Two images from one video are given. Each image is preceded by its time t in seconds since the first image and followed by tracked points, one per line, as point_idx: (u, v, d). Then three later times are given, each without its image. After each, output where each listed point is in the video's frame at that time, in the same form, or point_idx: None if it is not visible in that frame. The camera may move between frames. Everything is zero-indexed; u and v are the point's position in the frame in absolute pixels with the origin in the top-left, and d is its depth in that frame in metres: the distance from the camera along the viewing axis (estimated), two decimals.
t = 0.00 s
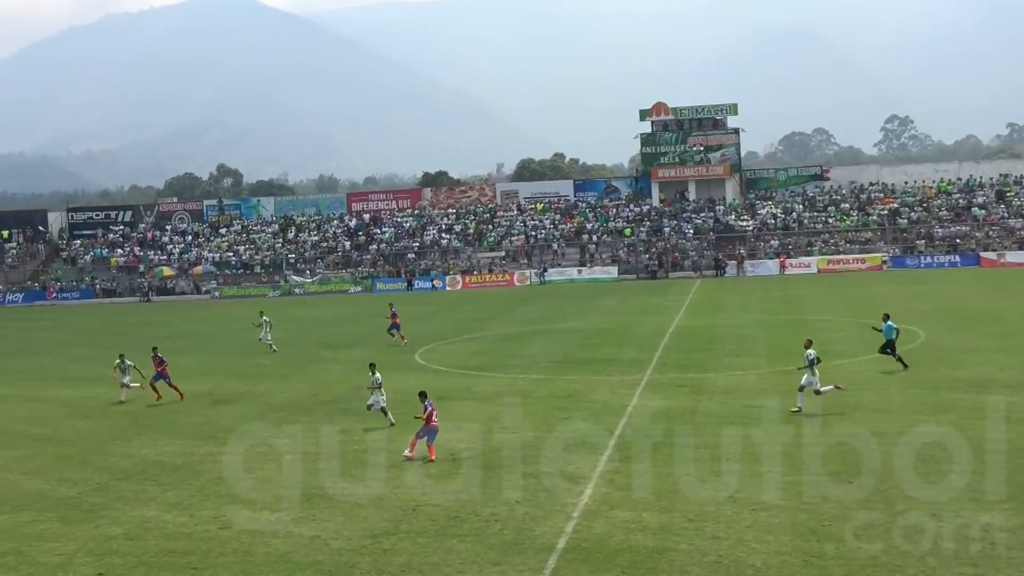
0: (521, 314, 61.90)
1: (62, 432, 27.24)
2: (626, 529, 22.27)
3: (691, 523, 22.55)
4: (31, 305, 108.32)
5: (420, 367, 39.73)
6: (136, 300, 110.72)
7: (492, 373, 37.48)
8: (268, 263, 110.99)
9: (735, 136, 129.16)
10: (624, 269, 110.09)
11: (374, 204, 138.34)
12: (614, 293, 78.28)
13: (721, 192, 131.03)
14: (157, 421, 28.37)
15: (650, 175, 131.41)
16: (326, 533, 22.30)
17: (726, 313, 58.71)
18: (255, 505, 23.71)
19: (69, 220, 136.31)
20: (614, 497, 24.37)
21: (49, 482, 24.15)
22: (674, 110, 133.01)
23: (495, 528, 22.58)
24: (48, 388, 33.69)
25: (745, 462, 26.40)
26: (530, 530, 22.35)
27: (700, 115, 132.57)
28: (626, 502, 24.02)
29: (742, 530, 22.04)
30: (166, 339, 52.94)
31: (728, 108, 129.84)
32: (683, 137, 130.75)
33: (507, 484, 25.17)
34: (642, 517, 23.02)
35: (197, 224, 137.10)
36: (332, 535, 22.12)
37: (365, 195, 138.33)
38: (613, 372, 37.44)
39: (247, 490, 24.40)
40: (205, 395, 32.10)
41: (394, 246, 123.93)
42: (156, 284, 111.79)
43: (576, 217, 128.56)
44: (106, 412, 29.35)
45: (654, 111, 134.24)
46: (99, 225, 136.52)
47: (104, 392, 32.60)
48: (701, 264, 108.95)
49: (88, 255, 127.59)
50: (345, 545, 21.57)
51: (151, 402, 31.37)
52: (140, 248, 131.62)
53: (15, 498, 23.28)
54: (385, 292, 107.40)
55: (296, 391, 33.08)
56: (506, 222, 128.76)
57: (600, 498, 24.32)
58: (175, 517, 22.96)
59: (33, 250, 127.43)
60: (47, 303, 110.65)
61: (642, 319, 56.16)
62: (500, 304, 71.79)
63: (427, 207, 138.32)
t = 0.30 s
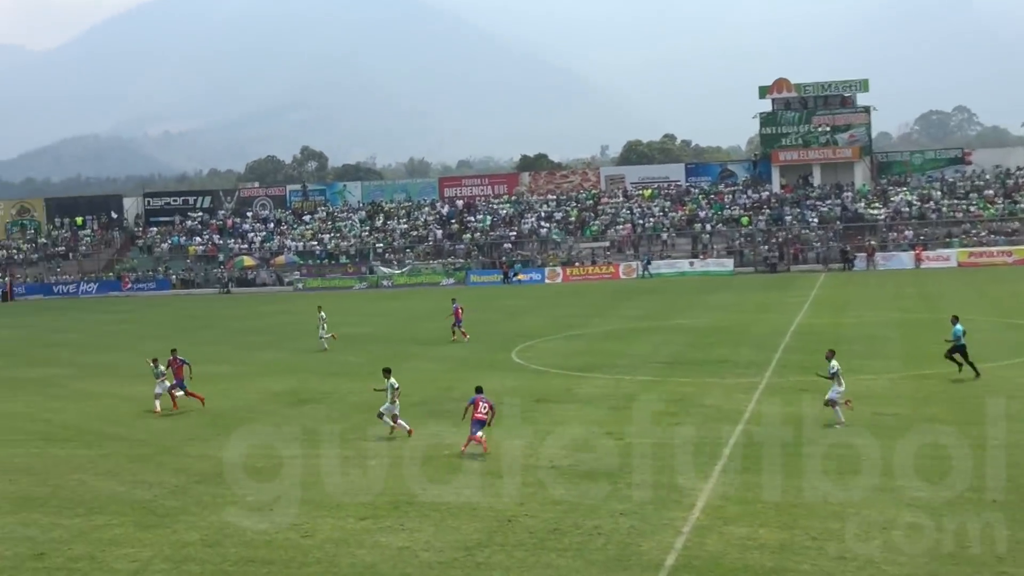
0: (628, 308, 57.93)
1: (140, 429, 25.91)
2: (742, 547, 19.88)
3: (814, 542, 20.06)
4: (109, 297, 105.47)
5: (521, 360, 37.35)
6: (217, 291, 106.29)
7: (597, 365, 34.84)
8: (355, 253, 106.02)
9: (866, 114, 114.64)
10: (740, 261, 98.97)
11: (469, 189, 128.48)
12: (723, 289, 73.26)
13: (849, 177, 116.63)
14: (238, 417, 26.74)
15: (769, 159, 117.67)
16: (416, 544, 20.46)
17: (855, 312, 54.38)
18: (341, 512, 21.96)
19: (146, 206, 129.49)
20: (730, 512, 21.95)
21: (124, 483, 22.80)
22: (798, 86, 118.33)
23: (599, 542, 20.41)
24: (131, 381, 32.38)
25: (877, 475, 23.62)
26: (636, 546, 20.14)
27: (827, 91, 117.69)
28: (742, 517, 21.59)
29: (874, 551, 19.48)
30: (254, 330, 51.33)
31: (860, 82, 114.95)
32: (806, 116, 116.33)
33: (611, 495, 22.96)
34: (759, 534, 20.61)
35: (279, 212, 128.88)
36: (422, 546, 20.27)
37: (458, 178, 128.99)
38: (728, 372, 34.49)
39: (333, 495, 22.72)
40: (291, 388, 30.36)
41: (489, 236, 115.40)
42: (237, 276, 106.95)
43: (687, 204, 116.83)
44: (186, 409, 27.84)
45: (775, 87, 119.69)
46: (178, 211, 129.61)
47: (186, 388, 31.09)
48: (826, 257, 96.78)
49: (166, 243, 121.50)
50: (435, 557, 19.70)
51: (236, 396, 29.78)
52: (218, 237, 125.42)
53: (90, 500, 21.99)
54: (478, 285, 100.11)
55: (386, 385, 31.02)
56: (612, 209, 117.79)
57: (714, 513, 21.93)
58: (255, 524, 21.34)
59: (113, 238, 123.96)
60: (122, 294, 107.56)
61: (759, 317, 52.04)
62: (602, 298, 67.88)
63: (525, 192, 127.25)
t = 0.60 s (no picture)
0: (735, 297, 53.13)
1: (211, 430, 24.30)
2: (861, 566, 17.58)
3: (941, 561, 17.68)
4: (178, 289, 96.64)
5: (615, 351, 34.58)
6: (291, 282, 97.47)
7: (697, 357, 32.16)
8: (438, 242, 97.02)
9: (1001, 90, 103.19)
10: (859, 252, 86.25)
11: (561, 174, 116.90)
12: (840, 280, 66.34)
13: (981, 161, 104.43)
14: (314, 421, 24.92)
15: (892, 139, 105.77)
16: (503, 556, 18.51)
17: (989, 306, 48.92)
18: (423, 521, 20.10)
19: (217, 191, 119.15)
20: (845, 525, 19.57)
21: (193, 486, 21.15)
22: (925, 61, 107.90)
23: (702, 557, 18.27)
24: (201, 379, 30.70)
25: (1012, 487, 20.89)
26: (743, 562, 17.96)
27: (958, 66, 106.86)
28: (860, 531, 19.22)
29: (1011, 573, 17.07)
30: (327, 320, 48.97)
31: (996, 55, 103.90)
32: (934, 92, 105.54)
33: (715, 505, 20.73)
34: (879, 551, 18.27)
35: (359, 197, 117.49)
36: (509, 559, 18.32)
37: (551, 162, 116.98)
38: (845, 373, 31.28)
39: (413, 502, 20.86)
40: (371, 387, 28.37)
41: (583, 225, 103.57)
42: (313, 265, 97.26)
43: (801, 189, 103.38)
44: (258, 409, 26.08)
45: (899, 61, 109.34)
46: (250, 197, 118.93)
47: (260, 386, 29.28)
48: (956, 248, 83.62)
49: (238, 232, 112.41)
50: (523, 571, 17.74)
51: (311, 395, 27.85)
52: (295, 225, 114.42)
53: (157, 505, 20.39)
54: (572, 278, 90.17)
55: (473, 384, 28.77)
56: (719, 194, 105.12)
57: (829, 526, 19.55)
58: (332, 532, 19.49)
59: (182, 227, 114.29)
60: (191, 286, 98.80)
61: (878, 310, 47.27)
62: (700, 286, 63.01)
63: (623, 177, 115.13)
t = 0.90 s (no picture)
0: (831, 293, 49.26)
1: (272, 435, 22.97)
2: None
3: None
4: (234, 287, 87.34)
5: (700, 352, 31.81)
6: (354, 278, 87.87)
7: (785, 359, 30.04)
8: (511, 234, 86.20)
9: None
10: (968, 246, 74.81)
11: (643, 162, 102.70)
12: (950, 274, 58.36)
13: None
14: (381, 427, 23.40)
15: (1005, 122, 90.74)
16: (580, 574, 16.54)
17: None
18: (494, 534, 18.23)
19: (277, 180, 107.16)
20: (954, 542, 16.95)
21: (253, 495, 19.78)
22: None
23: None
24: (261, 381, 29.33)
25: None
26: None
27: None
28: (972, 550, 16.60)
29: None
30: (388, 318, 46.97)
31: None
32: None
33: (813, 516, 18.41)
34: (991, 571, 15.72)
35: (427, 186, 105.36)
36: None
37: (631, 147, 102.53)
38: (958, 372, 27.77)
39: (480, 514, 18.99)
40: (441, 391, 26.75)
41: (668, 216, 90.78)
42: (376, 260, 87.59)
43: (906, 177, 90.30)
44: (321, 415, 24.66)
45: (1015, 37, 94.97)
46: (312, 186, 107.00)
47: (324, 389, 27.81)
48: None
49: (300, 225, 100.82)
50: None
51: (377, 399, 26.29)
52: (358, 217, 102.74)
53: (214, 514, 19.07)
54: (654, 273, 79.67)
55: (550, 387, 26.93)
56: (818, 182, 91.65)
57: (937, 544, 16.98)
58: (399, 545, 17.87)
59: (240, 219, 104.64)
60: (249, 283, 89.17)
61: (999, 306, 42.42)
62: (789, 278, 58.79)
63: (711, 165, 100.09)
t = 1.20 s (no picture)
0: (894, 293, 47.78)
1: (321, 438, 22.55)
2: None
3: None
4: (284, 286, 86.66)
5: (761, 355, 30.92)
6: (406, 278, 86.59)
7: (844, 361, 29.21)
8: (567, 232, 84.36)
9: None
10: None
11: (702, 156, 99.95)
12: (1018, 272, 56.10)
13: None
14: (432, 430, 22.91)
15: None
16: None
17: None
18: (549, 539, 17.57)
19: (327, 177, 106.33)
20: None
21: (301, 499, 19.32)
22: None
23: None
24: (311, 382, 28.93)
25: None
26: None
27: None
28: None
29: None
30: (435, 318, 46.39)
31: None
32: None
33: (881, 522, 17.50)
34: None
35: (479, 183, 103.46)
36: None
37: (691, 142, 99.93)
38: None
39: (533, 520, 18.31)
40: (494, 393, 26.24)
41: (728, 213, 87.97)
42: (428, 259, 86.24)
43: (975, 172, 87.29)
44: (371, 417, 24.22)
45: None
46: (362, 183, 105.97)
47: (375, 392, 27.35)
48: None
49: (350, 221, 99.46)
50: None
51: (428, 401, 25.81)
52: (409, 214, 100.69)
53: (262, 518, 18.62)
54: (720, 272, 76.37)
55: (606, 389, 26.33)
56: (884, 176, 88.81)
57: (1010, 553, 15.94)
58: (451, 550, 17.28)
59: (289, 217, 102.90)
60: (298, 282, 88.62)
61: None
62: (849, 278, 57.17)
63: (773, 160, 97.27)
